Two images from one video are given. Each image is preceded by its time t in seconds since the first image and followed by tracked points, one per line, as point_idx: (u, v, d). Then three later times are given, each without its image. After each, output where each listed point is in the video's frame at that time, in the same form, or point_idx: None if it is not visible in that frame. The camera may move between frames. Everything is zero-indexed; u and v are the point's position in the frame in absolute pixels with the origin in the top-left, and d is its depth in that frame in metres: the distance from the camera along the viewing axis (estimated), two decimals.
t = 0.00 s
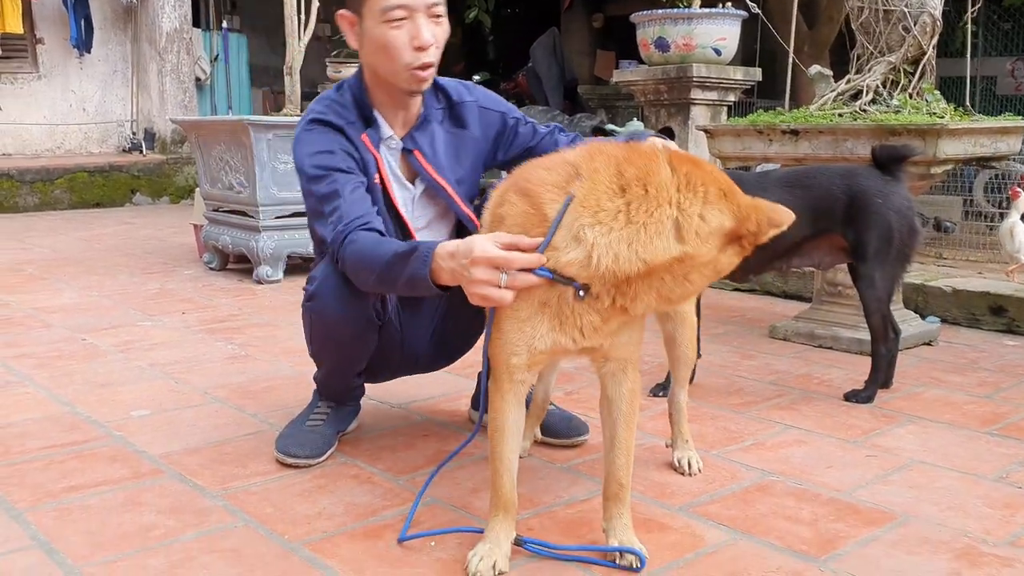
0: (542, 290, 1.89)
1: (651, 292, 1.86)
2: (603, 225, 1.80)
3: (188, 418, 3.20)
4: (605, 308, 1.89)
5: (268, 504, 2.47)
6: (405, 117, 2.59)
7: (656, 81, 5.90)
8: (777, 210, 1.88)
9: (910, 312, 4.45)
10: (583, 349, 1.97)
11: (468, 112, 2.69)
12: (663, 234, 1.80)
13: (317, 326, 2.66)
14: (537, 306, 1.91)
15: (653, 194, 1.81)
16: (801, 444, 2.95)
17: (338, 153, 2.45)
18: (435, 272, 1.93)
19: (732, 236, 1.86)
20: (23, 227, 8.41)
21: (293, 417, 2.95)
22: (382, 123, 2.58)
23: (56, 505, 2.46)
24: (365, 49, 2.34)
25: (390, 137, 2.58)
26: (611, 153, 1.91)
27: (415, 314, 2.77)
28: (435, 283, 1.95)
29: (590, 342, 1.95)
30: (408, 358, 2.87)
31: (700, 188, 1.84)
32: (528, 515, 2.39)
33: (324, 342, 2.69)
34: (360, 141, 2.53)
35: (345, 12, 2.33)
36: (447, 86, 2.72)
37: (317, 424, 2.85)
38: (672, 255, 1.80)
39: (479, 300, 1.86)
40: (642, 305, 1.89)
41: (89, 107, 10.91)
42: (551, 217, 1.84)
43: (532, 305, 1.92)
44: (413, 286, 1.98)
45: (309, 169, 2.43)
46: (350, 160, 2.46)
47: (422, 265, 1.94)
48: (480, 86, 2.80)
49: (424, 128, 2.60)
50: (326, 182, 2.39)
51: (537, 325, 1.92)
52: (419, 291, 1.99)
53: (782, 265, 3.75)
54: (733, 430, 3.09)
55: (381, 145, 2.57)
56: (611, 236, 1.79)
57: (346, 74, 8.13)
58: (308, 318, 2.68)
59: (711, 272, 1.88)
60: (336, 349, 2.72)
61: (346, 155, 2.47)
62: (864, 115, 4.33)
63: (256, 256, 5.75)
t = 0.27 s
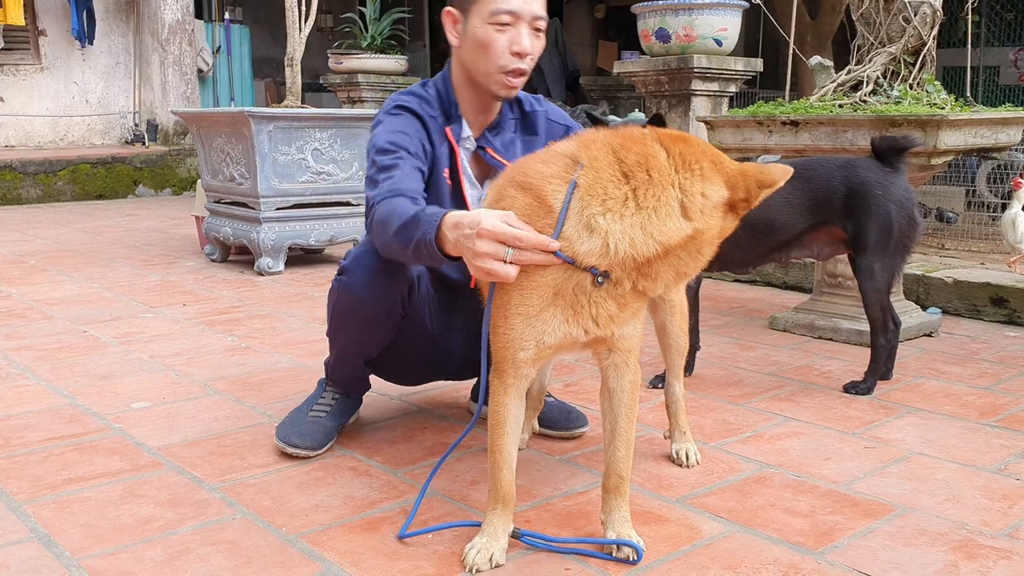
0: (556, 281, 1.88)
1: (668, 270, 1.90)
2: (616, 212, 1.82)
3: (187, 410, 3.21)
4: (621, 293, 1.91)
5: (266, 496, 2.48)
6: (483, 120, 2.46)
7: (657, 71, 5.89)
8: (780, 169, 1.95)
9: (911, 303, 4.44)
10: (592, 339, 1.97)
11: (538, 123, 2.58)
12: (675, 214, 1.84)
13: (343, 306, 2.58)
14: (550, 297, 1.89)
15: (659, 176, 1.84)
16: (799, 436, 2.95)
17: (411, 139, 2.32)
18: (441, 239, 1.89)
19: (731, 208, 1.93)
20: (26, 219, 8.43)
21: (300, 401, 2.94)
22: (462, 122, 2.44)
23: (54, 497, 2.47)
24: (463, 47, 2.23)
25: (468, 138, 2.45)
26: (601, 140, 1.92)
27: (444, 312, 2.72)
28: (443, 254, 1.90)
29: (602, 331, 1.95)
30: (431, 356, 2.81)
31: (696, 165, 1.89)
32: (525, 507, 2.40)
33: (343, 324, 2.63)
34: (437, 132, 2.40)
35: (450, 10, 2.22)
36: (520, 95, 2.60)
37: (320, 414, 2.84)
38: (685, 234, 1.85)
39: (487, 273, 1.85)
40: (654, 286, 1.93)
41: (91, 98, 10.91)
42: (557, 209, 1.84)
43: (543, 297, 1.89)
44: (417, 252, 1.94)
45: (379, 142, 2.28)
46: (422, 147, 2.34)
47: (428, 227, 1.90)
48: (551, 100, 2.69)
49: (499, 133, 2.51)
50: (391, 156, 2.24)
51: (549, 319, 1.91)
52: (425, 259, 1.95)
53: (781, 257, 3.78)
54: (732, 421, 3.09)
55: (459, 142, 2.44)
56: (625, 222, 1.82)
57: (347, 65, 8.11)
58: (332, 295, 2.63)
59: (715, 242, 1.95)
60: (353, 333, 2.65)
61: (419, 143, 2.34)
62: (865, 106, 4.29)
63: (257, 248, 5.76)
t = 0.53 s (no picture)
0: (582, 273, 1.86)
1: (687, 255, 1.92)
2: (644, 200, 1.81)
3: (187, 407, 3.22)
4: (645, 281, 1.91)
5: (265, 494, 2.48)
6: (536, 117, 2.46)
7: (656, 68, 5.88)
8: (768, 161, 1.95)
9: (910, 300, 4.44)
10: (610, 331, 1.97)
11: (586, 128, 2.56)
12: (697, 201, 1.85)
13: (384, 285, 2.57)
14: (575, 288, 1.88)
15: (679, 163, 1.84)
16: (798, 433, 2.95)
17: (463, 113, 2.35)
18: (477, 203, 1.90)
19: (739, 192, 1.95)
20: (26, 217, 8.43)
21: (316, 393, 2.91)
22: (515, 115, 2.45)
23: (54, 496, 2.47)
24: (529, 39, 2.23)
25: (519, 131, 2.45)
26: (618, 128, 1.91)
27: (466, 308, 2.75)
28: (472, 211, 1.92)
29: (623, 322, 1.94)
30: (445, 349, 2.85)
31: (706, 153, 1.91)
32: (523, 505, 2.40)
33: (381, 306, 2.61)
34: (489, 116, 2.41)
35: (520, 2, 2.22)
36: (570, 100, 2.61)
37: (330, 412, 2.81)
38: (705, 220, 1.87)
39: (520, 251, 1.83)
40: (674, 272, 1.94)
41: (92, 96, 10.91)
42: (584, 200, 1.83)
43: (568, 289, 1.88)
44: (445, 198, 1.96)
45: (433, 107, 2.31)
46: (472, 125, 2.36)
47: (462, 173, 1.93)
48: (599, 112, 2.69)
49: (544, 132, 2.55)
50: (444, 118, 2.28)
51: (572, 311, 1.89)
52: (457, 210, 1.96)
53: (782, 255, 3.78)
54: (731, 419, 3.09)
55: (512, 131, 2.44)
56: (654, 210, 1.82)
57: (347, 62, 8.11)
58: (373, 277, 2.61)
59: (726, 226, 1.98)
60: (389, 315, 2.62)
61: (470, 120, 2.36)
62: (863, 103, 4.28)
63: (257, 245, 5.76)
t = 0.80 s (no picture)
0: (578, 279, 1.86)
1: (685, 271, 1.89)
2: (642, 207, 1.81)
3: (189, 409, 3.23)
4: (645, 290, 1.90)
5: (268, 495, 2.49)
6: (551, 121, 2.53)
7: (656, 69, 5.88)
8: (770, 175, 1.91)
9: (911, 299, 4.45)
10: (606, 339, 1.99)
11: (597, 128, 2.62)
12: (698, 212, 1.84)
13: (395, 250, 2.58)
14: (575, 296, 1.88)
15: (682, 173, 1.84)
16: (798, 433, 2.96)
17: (478, 114, 2.41)
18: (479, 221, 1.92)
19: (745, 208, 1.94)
20: (27, 219, 8.44)
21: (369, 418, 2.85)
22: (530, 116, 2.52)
23: (57, 497, 2.48)
24: (547, 44, 2.30)
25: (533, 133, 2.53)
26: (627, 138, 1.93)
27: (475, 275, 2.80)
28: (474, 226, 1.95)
29: (619, 330, 1.96)
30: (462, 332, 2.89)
31: (709, 165, 1.91)
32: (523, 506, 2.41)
33: (396, 273, 2.62)
34: (503, 115, 2.48)
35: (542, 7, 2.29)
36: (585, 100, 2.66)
37: (402, 420, 2.78)
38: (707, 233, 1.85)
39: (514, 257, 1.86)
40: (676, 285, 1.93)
41: (93, 98, 10.92)
42: (586, 206, 1.83)
43: (567, 295, 1.88)
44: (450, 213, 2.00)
45: (446, 108, 2.35)
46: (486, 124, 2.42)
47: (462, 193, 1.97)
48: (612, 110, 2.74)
49: (558, 135, 2.62)
50: (456, 121, 2.31)
51: (571, 317, 1.90)
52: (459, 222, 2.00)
53: (783, 257, 3.76)
54: (731, 419, 3.10)
55: (525, 132, 2.51)
56: (652, 218, 1.81)
57: (347, 63, 8.11)
58: (379, 259, 2.63)
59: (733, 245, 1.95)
60: (406, 281, 2.63)
61: (485, 119, 2.42)
62: (862, 102, 4.29)
63: (257, 246, 5.77)
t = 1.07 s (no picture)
0: (544, 285, 1.91)
1: (645, 273, 1.93)
2: (592, 206, 1.89)
3: (189, 411, 3.23)
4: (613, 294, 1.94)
5: (267, 497, 2.49)
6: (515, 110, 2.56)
7: (655, 70, 5.89)
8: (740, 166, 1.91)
9: (910, 299, 4.45)
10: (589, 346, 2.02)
11: (568, 113, 2.63)
12: (651, 207, 1.90)
13: (379, 259, 2.60)
14: (544, 303, 1.93)
15: (637, 168, 1.92)
16: (798, 433, 2.96)
17: (437, 111, 2.46)
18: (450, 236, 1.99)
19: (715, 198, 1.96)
20: (26, 221, 8.44)
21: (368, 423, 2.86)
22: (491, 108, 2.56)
23: (58, 500, 2.48)
24: (495, 34, 2.35)
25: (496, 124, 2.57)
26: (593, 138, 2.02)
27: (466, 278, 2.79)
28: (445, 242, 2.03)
29: (597, 336, 2.00)
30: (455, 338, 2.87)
31: (675, 156, 1.96)
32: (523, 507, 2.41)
33: (381, 278, 2.63)
34: (462, 111, 2.53)
35: None
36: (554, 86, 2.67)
37: (400, 424, 2.78)
38: (663, 229, 1.91)
39: (479, 271, 1.93)
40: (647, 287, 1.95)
41: (91, 100, 10.92)
42: (543, 210, 1.91)
43: (539, 301, 1.93)
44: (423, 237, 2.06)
45: (406, 112, 2.41)
46: (445, 119, 2.47)
47: (433, 214, 2.01)
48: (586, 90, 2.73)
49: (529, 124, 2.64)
50: (416, 126, 2.37)
51: (547, 325, 1.95)
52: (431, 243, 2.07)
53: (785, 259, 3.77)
54: (731, 419, 3.10)
55: (487, 124, 2.56)
56: (601, 215, 1.89)
57: (345, 64, 8.11)
58: (364, 266, 2.66)
59: (709, 240, 1.96)
60: (391, 286, 2.64)
61: (444, 116, 2.48)
62: (861, 103, 4.30)
63: (257, 248, 5.77)
